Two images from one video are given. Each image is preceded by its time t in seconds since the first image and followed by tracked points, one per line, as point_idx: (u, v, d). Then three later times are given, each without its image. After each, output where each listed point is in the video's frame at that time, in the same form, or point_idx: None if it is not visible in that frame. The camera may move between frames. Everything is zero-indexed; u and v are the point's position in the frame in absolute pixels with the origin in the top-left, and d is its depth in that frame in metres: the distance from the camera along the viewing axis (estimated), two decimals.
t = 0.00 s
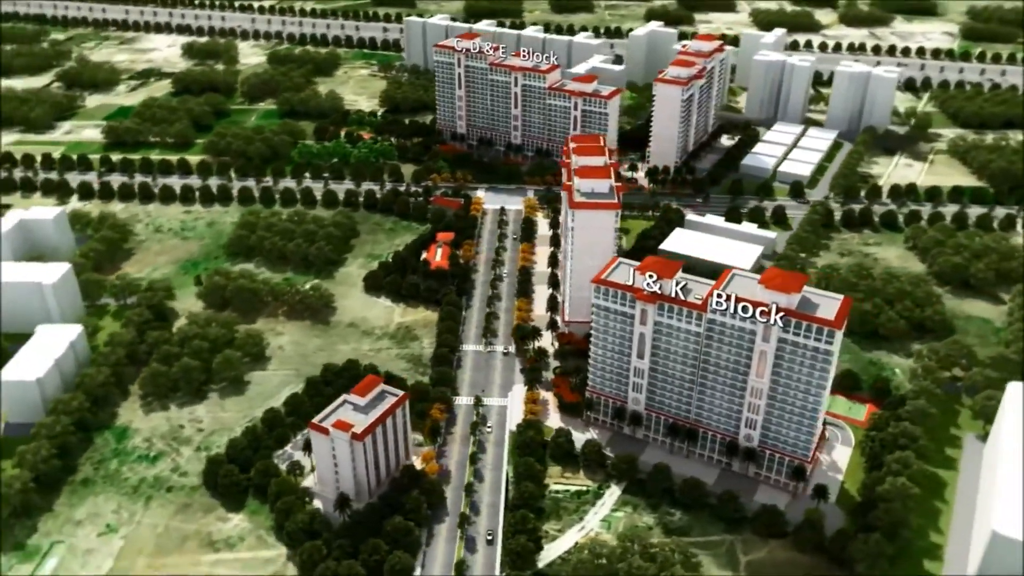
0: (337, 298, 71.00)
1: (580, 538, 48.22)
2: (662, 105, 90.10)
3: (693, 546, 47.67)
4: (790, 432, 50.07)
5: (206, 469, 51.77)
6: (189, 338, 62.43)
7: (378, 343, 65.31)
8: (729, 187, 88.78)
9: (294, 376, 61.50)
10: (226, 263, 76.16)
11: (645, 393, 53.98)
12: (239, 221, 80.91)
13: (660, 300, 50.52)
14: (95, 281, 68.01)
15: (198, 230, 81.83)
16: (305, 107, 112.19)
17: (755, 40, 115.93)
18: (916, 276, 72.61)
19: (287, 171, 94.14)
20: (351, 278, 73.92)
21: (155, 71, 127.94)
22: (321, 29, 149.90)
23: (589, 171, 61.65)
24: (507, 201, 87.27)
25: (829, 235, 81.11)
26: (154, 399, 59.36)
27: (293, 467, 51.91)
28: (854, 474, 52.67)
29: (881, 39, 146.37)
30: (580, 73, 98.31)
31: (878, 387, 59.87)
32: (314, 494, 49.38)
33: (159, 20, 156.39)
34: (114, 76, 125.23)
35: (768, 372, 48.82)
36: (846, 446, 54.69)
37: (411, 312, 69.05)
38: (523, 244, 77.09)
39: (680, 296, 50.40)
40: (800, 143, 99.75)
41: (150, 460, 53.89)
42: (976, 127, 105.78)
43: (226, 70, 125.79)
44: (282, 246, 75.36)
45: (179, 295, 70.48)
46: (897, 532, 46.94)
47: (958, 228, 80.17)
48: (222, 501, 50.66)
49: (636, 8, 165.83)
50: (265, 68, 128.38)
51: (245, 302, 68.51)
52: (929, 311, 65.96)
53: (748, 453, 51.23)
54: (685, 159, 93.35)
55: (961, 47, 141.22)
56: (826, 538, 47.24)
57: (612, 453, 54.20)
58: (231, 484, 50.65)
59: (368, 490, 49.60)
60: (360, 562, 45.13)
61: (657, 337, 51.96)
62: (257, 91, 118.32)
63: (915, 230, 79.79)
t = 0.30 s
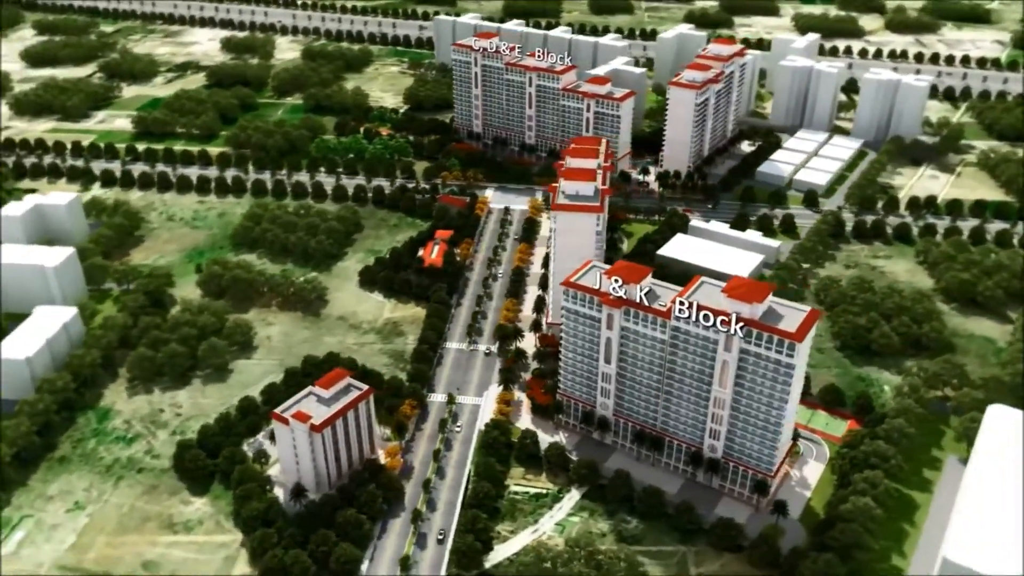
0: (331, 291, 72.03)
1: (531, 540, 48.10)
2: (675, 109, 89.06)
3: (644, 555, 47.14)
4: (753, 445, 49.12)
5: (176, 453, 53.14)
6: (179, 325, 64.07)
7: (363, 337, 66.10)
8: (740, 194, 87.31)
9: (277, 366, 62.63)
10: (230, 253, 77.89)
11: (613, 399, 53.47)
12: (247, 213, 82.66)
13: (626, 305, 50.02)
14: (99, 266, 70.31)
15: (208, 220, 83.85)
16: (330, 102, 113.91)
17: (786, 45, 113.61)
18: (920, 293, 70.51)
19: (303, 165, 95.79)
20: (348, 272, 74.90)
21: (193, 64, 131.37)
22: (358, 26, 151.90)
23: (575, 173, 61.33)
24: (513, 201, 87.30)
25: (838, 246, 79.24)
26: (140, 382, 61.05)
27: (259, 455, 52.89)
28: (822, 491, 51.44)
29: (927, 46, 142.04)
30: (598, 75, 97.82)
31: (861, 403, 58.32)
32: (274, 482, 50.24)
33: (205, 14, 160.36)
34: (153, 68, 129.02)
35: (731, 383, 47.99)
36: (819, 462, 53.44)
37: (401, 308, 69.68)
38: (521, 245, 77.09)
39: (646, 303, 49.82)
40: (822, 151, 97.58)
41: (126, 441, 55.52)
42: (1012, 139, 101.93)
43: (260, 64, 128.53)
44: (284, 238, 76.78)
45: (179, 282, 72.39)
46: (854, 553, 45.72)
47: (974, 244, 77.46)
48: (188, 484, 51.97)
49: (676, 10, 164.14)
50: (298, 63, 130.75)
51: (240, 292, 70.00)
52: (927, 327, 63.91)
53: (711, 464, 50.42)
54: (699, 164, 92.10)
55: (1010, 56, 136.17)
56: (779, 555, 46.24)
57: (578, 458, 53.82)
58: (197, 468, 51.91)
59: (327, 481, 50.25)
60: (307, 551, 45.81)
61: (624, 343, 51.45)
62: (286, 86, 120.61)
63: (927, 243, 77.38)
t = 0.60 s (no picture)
0: (327, 285, 72.95)
1: (488, 540, 48.06)
2: (687, 112, 88.01)
3: (599, 560, 46.80)
4: (718, 454, 48.39)
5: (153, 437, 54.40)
6: (172, 313, 65.55)
7: (352, 331, 66.79)
8: (750, 201, 85.92)
9: (264, 357, 63.68)
10: (235, 244, 79.39)
11: (584, 402, 53.16)
12: (256, 205, 84.11)
13: (594, 308, 49.75)
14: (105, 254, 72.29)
15: (218, 211, 85.55)
16: (352, 98, 115.22)
17: (813, 50, 111.55)
18: (922, 307, 68.63)
19: (317, 160, 97.08)
20: (346, 267, 75.77)
21: (225, 59, 134.08)
22: (392, 23, 153.22)
23: (564, 174, 61.19)
24: (518, 201, 87.23)
25: (844, 256, 77.49)
26: (130, 367, 62.57)
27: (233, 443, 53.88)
28: (792, 505, 50.44)
29: (969, 54, 137.92)
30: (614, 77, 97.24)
31: (844, 417, 56.99)
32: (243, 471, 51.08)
33: (244, 10, 163.52)
34: (186, 62, 132.09)
35: (695, 390, 47.36)
36: (792, 476, 52.43)
37: (393, 304, 70.26)
38: (519, 245, 77.02)
39: (615, 307, 49.46)
40: (840, 159, 95.53)
41: (109, 425, 57.05)
42: None
43: (289, 60, 130.64)
44: (286, 231, 78.01)
45: (181, 271, 74.02)
46: (812, 569, 44.75)
47: (987, 258, 75.05)
48: (162, 469, 53.21)
49: (712, 13, 162.34)
50: (327, 59, 132.55)
51: (237, 283, 71.33)
52: (922, 342, 62.16)
53: (676, 473, 49.78)
54: (711, 169, 90.89)
55: None
56: (736, 568, 45.47)
57: (547, 460, 53.65)
58: (172, 454, 53.14)
59: (293, 472, 51.06)
60: (264, 540, 46.52)
61: (593, 346, 51.13)
62: (312, 81, 122.35)
63: (938, 256, 75.21)
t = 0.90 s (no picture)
0: (324, 278, 73.97)
1: (440, 538, 48.26)
2: (700, 117, 86.82)
3: (547, 564, 46.59)
4: (675, 464, 47.70)
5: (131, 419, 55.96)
6: (167, 300, 67.27)
7: (340, 325, 67.64)
8: (760, 209, 84.43)
9: (251, 346, 64.95)
10: (241, 235, 81.10)
11: (549, 405, 52.94)
12: (266, 197, 85.74)
13: (557, 311, 49.53)
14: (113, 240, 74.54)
15: (231, 202, 87.45)
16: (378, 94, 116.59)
17: (844, 56, 108.94)
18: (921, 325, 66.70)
19: (334, 155, 98.48)
20: (345, 261, 76.73)
21: (262, 54, 136.85)
22: (429, 21, 154.32)
23: (549, 176, 61.08)
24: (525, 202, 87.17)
25: (850, 269, 75.59)
26: (122, 350, 64.41)
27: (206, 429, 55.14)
28: (752, 519, 49.51)
29: (1017, 64, 133.00)
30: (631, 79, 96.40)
31: (822, 433, 55.65)
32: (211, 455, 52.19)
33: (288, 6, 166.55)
34: (224, 55, 135.25)
35: (652, 398, 46.78)
36: (757, 490, 51.48)
37: (385, 300, 70.95)
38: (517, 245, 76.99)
39: (577, 310, 49.16)
40: (861, 168, 93.16)
41: (94, 405, 58.84)
42: None
43: (322, 56, 132.74)
44: (290, 224, 79.39)
45: (185, 259, 75.90)
46: None
47: (999, 275, 72.36)
48: (136, 451, 54.66)
49: (754, 18, 159.77)
50: (360, 56, 134.29)
51: (235, 273, 72.84)
52: (913, 359, 60.26)
53: (634, 481, 49.24)
54: (724, 175, 89.47)
55: None
56: None
57: (511, 461, 53.58)
58: (146, 436, 54.57)
59: (258, 460, 52.05)
60: (219, 525, 47.46)
61: (557, 349, 50.89)
62: (341, 77, 124.07)
63: (947, 271, 72.85)
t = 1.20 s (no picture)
0: (322, 272, 74.91)
1: (399, 533, 48.54)
2: (710, 121, 85.73)
3: (501, 565, 46.58)
4: (635, 470, 47.18)
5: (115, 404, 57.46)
6: (165, 289, 68.82)
7: (331, 319, 68.48)
8: (768, 215, 83.07)
9: (242, 337, 66.14)
10: (248, 227, 82.58)
11: (519, 405, 52.86)
12: (275, 191, 87.12)
13: (524, 312, 49.49)
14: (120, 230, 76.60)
15: (243, 194, 89.05)
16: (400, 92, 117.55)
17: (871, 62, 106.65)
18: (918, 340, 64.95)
19: (349, 151, 99.60)
20: (345, 256, 77.59)
21: (293, 50, 139.03)
22: (462, 20, 154.88)
23: (536, 176, 60.99)
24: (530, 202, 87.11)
25: (853, 280, 73.94)
26: (117, 337, 66.07)
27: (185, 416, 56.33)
28: (716, 529, 48.77)
29: None
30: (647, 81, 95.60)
31: (799, 445, 54.59)
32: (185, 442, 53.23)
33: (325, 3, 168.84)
34: (256, 51, 137.73)
35: (612, 404, 46.40)
36: (724, 500, 50.71)
37: (378, 295, 71.59)
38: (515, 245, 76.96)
39: (544, 312, 49.01)
40: (878, 177, 91.01)
41: (84, 388, 60.54)
42: None
43: (351, 53, 134.40)
44: (294, 218, 80.60)
45: (190, 250, 77.54)
46: None
47: (1009, 291, 70.01)
48: (117, 434, 56.07)
49: (792, 22, 157.19)
50: (388, 53, 135.63)
51: (235, 264, 74.19)
52: (902, 374, 58.63)
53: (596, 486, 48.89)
54: (734, 180, 88.21)
55: None
56: None
57: (480, 460, 53.65)
58: (127, 420, 55.96)
59: (230, 448, 53.03)
60: (184, 512, 48.45)
61: (525, 350, 50.81)
62: (367, 74, 125.43)
63: (953, 285, 70.74)
